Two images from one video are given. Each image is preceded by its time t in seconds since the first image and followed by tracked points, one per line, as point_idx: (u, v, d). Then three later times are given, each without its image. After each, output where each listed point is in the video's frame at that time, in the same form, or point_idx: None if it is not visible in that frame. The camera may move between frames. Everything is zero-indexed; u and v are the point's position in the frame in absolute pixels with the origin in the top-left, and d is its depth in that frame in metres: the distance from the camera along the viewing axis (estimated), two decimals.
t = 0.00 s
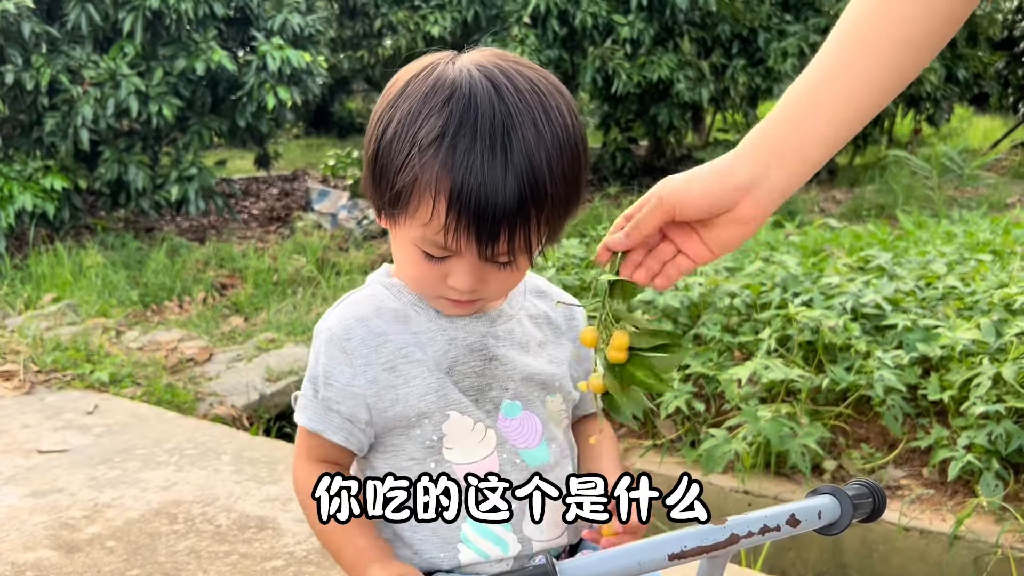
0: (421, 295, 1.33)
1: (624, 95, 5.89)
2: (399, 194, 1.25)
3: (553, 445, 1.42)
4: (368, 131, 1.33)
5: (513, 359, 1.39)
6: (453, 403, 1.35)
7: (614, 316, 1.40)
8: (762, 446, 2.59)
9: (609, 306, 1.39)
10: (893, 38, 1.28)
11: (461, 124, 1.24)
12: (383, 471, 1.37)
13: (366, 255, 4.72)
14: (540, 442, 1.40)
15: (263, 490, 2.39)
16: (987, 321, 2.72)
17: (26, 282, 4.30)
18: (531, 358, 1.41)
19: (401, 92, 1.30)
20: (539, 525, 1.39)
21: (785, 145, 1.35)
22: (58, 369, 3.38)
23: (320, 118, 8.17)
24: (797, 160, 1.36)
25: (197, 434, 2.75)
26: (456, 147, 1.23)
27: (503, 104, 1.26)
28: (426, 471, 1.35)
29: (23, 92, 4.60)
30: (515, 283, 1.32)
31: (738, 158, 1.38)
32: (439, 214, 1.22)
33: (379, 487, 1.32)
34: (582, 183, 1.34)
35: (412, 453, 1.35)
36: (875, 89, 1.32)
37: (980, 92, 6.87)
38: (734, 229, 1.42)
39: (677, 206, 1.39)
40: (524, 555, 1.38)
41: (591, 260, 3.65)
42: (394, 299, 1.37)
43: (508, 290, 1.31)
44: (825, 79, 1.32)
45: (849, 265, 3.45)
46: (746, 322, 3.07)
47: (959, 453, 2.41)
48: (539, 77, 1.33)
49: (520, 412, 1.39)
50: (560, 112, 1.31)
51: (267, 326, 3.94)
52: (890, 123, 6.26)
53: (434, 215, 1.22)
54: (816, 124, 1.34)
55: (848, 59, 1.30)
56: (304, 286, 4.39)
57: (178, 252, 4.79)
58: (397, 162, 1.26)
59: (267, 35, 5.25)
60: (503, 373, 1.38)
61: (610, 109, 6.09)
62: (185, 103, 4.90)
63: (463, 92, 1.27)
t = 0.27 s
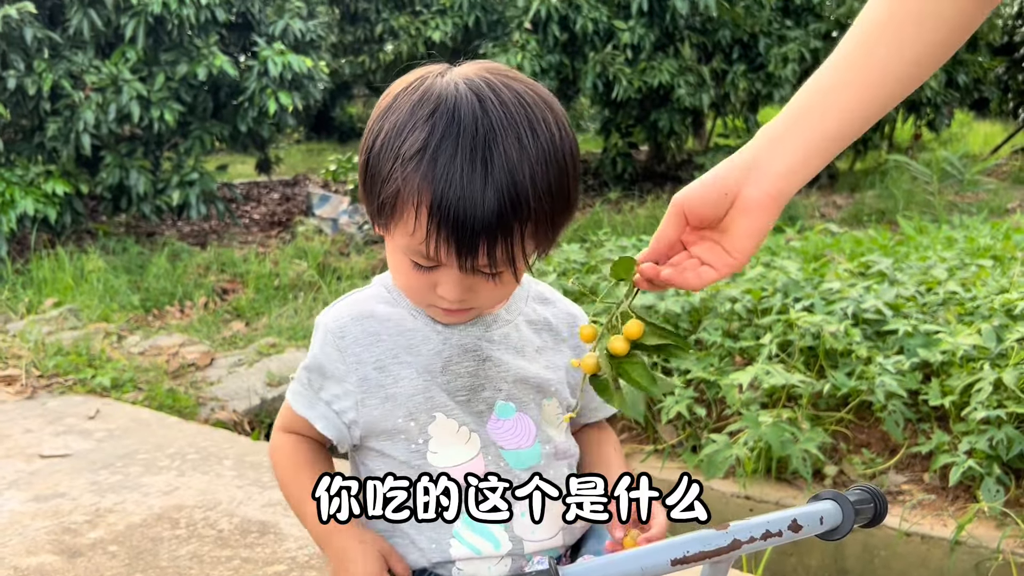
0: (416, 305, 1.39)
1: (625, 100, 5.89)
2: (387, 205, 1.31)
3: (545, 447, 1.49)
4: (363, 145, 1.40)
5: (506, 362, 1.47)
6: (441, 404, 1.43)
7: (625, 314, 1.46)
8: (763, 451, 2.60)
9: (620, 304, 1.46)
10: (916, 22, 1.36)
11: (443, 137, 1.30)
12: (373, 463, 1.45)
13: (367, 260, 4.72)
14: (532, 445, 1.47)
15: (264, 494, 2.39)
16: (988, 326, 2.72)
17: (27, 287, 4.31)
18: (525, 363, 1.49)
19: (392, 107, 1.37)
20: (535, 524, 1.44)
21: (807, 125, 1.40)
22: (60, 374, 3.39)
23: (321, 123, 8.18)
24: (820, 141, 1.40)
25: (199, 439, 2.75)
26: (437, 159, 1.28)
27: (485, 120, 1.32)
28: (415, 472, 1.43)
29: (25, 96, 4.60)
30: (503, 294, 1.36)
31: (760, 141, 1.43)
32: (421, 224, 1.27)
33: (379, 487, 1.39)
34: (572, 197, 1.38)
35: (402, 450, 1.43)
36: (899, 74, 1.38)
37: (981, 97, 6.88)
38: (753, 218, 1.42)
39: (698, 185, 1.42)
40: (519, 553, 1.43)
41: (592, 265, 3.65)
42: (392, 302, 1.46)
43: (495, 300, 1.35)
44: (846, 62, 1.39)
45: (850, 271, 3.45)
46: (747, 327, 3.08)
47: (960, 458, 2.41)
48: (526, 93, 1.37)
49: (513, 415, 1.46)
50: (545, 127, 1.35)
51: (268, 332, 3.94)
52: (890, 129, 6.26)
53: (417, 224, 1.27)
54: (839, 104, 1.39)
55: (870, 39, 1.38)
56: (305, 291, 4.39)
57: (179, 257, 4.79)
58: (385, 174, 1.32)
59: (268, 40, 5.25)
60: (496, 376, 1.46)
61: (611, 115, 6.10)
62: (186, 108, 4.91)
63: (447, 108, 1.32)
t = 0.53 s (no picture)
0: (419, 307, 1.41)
1: (626, 104, 5.89)
2: (387, 203, 1.34)
3: (552, 451, 1.49)
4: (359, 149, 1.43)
5: (511, 365, 1.49)
6: (448, 411, 1.44)
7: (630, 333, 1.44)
8: (765, 456, 2.59)
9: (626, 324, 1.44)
10: (913, 41, 1.38)
11: (440, 132, 1.33)
12: (383, 476, 1.46)
13: (368, 264, 4.71)
14: (539, 449, 1.48)
15: (267, 499, 2.39)
16: (991, 331, 2.72)
17: (29, 291, 4.31)
18: (530, 366, 1.51)
19: (384, 107, 1.41)
20: (543, 530, 1.44)
21: (808, 145, 1.41)
22: (62, 377, 3.39)
23: (323, 127, 8.19)
24: (821, 161, 1.41)
25: (201, 443, 2.75)
26: (435, 154, 1.31)
27: (479, 112, 1.35)
28: (424, 479, 1.43)
29: (27, 100, 4.61)
30: (507, 288, 1.38)
31: (762, 162, 1.44)
32: (423, 219, 1.30)
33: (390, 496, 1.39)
34: (567, 187, 1.41)
35: (409, 460, 1.43)
36: (899, 92, 1.39)
37: (982, 101, 6.88)
38: (755, 238, 1.42)
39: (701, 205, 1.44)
40: (527, 559, 1.42)
41: (594, 269, 3.65)
42: (395, 311, 1.48)
43: (499, 295, 1.37)
44: (846, 81, 1.41)
45: (853, 275, 3.45)
46: (749, 332, 3.08)
47: (963, 463, 2.40)
48: (516, 86, 1.42)
49: (520, 420, 1.48)
50: (538, 118, 1.39)
51: (270, 335, 3.94)
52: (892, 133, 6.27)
53: (420, 218, 1.30)
54: (840, 124, 1.40)
55: (870, 59, 1.39)
56: (306, 295, 4.39)
57: (181, 261, 4.79)
58: (383, 173, 1.35)
59: (271, 44, 5.27)
60: (502, 380, 1.48)
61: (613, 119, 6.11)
62: (188, 112, 4.92)
63: (441, 103, 1.36)
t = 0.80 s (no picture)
0: (426, 308, 1.41)
1: (628, 107, 5.89)
2: (396, 202, 1.34)
3: (559, 451, 1.50)
4: (361, 150, 1.43)
5: (516, 364, 1.49)
6: (455, 413, 1.44)
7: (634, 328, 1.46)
8: (768, 459, 2.58)
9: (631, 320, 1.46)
10: (912, 40, 1.39)
11: (448, 130, 1.34)
12: (392, 482, 1.45)
13: (370, 266, 4.72)
14: (547, 448, 1.49)
15: (269, 501, 2.39)
16: (994, 334, 2.71)
17: (31, 293, 4.32)
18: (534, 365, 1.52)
19: (386, 110, 1.42)
20: (555, 529, 1.45)
21: (809, 145, 1.43)
22: (65, 379, 3.39)
23: (325, 129, 8.19)
24: (820, 161, 1.42)
25: (203, 445, 2.75)
26: (446, 151, 1.33)
27: (484, 110, 1.37)
28: (434, 484, 1.43)
29: (30, 102, 4.62)
30: (515, 285, 1.40)
31: (762, 164, 1.46)
32: (436, 216, 1.31)
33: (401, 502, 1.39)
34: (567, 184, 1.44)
35: (417, 464, 1.42)
36: (898, 92, 1.40)
37: (985, 104, 6.87)
38: (756, 238, 1.43)
39: (701, 204, 1.45)
40: (540, 558, 1.43)
41: (596, 272, 3.64)
42: (398, 313, 1.48)
43: (508, 292, 1.38)
44: (845, 82, 1.43)
45: (855, 278, 3.45)
46: (752, 335, 3.07)
47: (965, 466, 2.40)
48: (516, 86, 1.44)
49: (527, 419, 1.48)
50: (541, 116, 1.41)
51: (272, 338, 3.95)
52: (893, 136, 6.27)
53: (432, 216, 1.31)
54: (839, 123, 1.42)
55: (869, 59, 1.41)
56: (309, 297, 4.39)
57: (183, 263, 4.80)
58: (390, 173, 1.35)
59: (274, 47, 5.27)
60: (508, 380, 1.48)
61: (615, 122, 6.11)
62: (191, 115, 4.93)
63: (447, 102, 1.37)
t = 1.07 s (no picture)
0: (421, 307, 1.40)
1: (631, 108, 5.89)
2: (393, 200, 1.35)
3: (558, 447, 1.49)
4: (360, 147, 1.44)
5: (513, 361, 1.50)
6: (452, 412, 1.44)
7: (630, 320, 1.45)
8: (771, 460, 2.58)
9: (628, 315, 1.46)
10: (912, 37, 1.39)
11: (447, 127, 1.35)
12: (393, 484, 1.46)
13: (373, 267, 4.72)
14: (545, 445, 1.48)
15: (271, 502, 2.39)
16: (997, 335, 2.71)
17: (34, 294, 4.33)
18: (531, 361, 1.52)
19: (385, 109, 1.43)
20: (554, 524, 1.43)
21: (808, 143, 1.44)
22: (67, 380, 3.39)
23: (328, 129, 8.19)
24: (819, 158, 1.44)
25: (205, 445, 2.75)
26: (442, 147, 1.33)
27: (482, 109, 1.38)
28: (433, 483, 1.43)
29: (33, 103, 4.62)
30: (511, 284, 1.39)
31: (762, 161, 1.48)
32: (432, 212, 1.31)
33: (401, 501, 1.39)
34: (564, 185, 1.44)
35: (415, 464, 1.42)
36: (898, 88, 1.40)
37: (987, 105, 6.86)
38: (755, 233, 1.45)
39: (700, 200, 1.47)
40: (540, 553, 1.42)
41: (599, 273, 3.64)
42: (395, 316, 1.49)
43: (503, 291, 1.38)
44: (845, 79, 1.43)
45: (858, 279, 3.44)
46: (755, 336, 3.07)
47: (969, 468, 2.40)
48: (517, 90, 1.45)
49: (525, 416, 1.48)
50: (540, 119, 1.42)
51: (275, 338, 3.95)
52: (896, 137, 6.26)
53: (427, 212, 1.31)
54: (837, 120, 1.43)
55: (868, 56, 1.42)
56: (311, 298, 4.39)
57: (186, 264, 4.80)
58: (387, 170, 1.35)
59: (276, 47, 5.28)
60: (505, 376, 1.48)
61: (617, 123, 6.11)
62: (194, 116, 4.93)
63: (448, 101, 1.38)
